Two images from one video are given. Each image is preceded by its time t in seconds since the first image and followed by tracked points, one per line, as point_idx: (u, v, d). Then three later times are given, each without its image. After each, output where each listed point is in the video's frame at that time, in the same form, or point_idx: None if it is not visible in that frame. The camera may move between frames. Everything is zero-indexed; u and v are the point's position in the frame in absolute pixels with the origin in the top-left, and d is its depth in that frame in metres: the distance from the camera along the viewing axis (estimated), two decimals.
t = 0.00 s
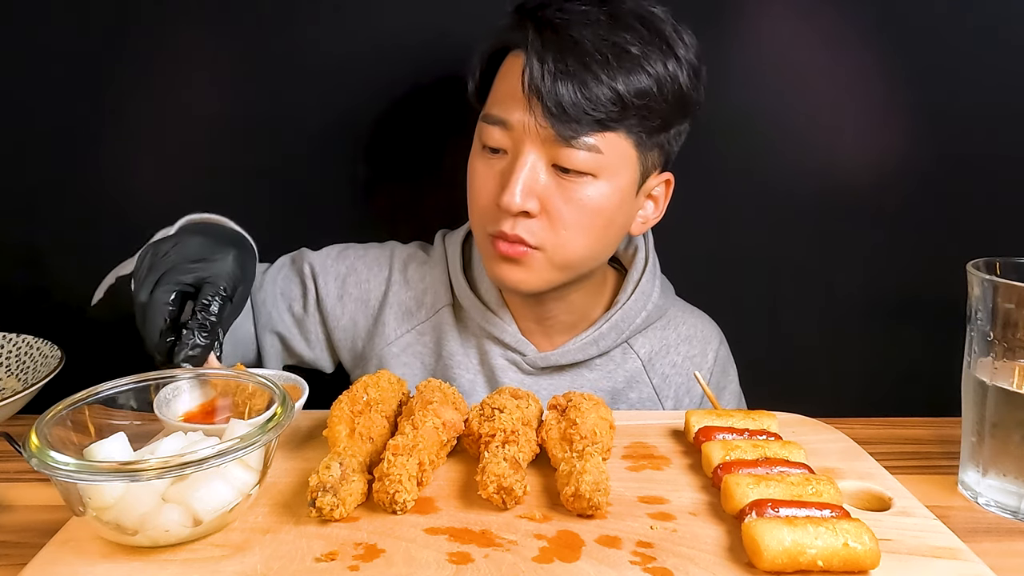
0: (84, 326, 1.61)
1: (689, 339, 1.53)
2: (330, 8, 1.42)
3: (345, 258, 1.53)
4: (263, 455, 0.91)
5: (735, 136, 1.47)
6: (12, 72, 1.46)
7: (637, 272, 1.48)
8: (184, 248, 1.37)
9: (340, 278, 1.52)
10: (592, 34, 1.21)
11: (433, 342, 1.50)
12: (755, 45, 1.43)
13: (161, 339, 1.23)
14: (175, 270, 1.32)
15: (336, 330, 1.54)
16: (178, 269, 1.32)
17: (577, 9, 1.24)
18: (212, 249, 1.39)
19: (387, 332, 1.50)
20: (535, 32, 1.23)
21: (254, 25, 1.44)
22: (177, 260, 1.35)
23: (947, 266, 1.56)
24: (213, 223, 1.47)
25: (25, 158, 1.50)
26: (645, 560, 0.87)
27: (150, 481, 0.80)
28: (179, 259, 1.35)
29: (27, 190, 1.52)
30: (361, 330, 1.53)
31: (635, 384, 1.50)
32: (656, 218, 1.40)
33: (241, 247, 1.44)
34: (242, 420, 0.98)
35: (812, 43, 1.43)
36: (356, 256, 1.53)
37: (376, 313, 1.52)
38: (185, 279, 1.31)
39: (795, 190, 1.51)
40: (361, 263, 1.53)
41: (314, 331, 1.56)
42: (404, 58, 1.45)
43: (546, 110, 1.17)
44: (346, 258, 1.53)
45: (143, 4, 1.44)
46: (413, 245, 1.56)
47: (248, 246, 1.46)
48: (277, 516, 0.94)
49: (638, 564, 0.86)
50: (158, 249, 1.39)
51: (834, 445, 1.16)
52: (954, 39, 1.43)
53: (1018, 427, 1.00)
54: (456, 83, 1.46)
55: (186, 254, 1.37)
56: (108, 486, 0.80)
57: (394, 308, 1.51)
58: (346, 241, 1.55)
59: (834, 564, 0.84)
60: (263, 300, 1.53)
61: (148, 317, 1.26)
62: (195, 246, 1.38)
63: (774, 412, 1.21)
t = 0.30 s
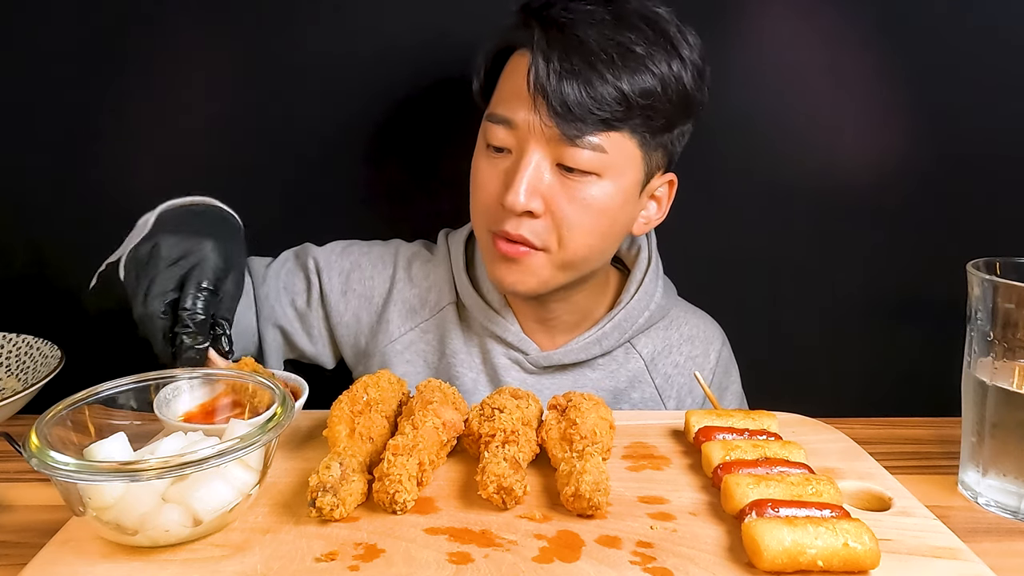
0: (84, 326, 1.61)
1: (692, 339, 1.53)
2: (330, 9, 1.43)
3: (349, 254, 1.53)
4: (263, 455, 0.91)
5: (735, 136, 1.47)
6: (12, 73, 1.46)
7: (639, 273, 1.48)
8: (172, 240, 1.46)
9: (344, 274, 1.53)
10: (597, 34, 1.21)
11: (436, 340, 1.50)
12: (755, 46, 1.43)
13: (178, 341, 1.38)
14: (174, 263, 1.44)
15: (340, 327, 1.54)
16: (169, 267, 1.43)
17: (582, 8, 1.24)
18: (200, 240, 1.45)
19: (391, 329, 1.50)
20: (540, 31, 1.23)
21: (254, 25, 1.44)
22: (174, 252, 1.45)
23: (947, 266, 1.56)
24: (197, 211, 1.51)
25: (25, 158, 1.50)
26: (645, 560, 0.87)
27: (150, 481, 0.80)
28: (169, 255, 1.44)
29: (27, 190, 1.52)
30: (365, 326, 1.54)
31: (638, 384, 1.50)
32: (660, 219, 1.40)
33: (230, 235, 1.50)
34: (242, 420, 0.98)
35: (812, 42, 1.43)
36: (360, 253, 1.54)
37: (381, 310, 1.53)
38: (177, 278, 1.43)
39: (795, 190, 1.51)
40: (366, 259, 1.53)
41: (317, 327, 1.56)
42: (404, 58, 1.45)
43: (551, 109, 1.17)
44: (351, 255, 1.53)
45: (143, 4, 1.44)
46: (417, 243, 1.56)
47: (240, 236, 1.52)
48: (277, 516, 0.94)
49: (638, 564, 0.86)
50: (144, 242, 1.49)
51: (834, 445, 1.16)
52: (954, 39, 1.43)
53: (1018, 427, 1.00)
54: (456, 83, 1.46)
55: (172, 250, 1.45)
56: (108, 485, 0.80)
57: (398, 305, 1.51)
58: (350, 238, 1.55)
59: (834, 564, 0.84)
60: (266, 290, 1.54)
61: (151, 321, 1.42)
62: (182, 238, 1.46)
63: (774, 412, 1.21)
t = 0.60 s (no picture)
0: (84, 326, 1.61)
1: (694, 339, 1.53)
2: (330, 9, 1.43)
3: (354, 251, 1.54)
4: (263, 455, 0.91)
5: (735, 136, 1.47)
6: (11, 73, 1.46)
7: (642, 273, 1.48)
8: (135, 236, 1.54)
9: (348, 271, 1.53)
10: (599, 35, 1.21)
11: (439, 339, 1.50)
12: (755, 46, 1.44)
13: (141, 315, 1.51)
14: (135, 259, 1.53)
15: (343, 324, 1.54)
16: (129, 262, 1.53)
17: (584, 9, 1.24)
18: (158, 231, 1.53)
19: (393, 326, 1.51)
20: (542, 32, 1.23)
21: (254, 26, 1.44)
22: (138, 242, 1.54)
23: (947, 266, 1.56)
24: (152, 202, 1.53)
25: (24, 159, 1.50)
26: (646, 560, 0.87)
27: (149, 481, 0.80)
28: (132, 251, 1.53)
29: (26, 190, 1.51)
30: (367, 324, 1.54)
31: (640, 383, 1.50)
32: (662, 219, 1.40)
33: (175, 220, 1.54)
34: (242, 420, 0.98)
35: (811, 43, 1.43)
36: (364, 250, 1.54)
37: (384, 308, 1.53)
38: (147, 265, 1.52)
39: (795, 190, 1.51)
40: (370, 257, 1.54)
41: (319, 322, 1.56)
42: (404, 58, 1.45)
43: (554, 110, 1.17)
44: (354, 253, 1.54)
45: (143, 5, 1.44)
46: (421, 242, 1.56)
47: (188, 222, 1.54)
48: (277, 516, 0.94)
49: (638, 564, 0.86)
50: (88, 248, 1.54)
51: (834, 445, 1.16)
52: (954, 39, 1.43)
53: (1018, 427, 1.00)
54: (456, 83, 1.46)
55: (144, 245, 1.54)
56: (108, 486, 0.80)
57: (401, 303, 1.52)
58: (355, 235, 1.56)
59: (834, 564, 0.84)
60: (269, 284, 1.53)
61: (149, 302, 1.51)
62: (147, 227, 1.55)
63: (774, 412, 1.21)
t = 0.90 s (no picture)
0: (84, 326, 1.61)
1: (694, 339, 1.53)
2: (330, 9, 1.43)
3: (354, 251, 1.53)
4: (263, 455, 0.91)
5: (735, 136, 1.47)
6: (11, 73, 1.46)
7: (642, 273, 1.48)
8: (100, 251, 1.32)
9: (349, 271, 1.52)
10: (599, 35, 1.21)
11: (439, 339, 1.50)
12: (755, 46, 1.43)
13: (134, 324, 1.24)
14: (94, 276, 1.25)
15: (343, 324, 1.52)
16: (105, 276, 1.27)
17: (584, 9, 1.24)
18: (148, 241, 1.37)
19: (393, 327, 1.50)
20: (543, 32, 1.23)
21: (254, 26, 1.44)
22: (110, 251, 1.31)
23: (947, 265, 1.56)
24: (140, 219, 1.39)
25: (24, 158, 1.50)
26: (645, 560, 0.87)
27: (150, 481, 0.80)
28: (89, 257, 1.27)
29: (26, 190, 1.51)
30: (367, 324, 1.52)
31: (640, 383, 1.50)
32: (663, 219, 1.40)
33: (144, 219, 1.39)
34: (242, 420, 0.98)
35: (812, 42, 1.43)
36: (365, 250, 1.53)
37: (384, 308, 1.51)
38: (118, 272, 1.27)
39: (796, 189, 1.51)
40: (370, 257, 1.53)
41: (318, 322, 1.54)
42: (405, 58, 1.45)
43: (555, 110, 1.17)
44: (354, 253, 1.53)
45: (143, 5, 1.44)
46: (422, 242, 1.56)
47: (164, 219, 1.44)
48: (277, 516, 0.94)
49: (638, 564, 0.86)
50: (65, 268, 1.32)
51: (834, 445, 1.16)
52: (954, 39, 1.43)
53: (1018, 427, 1.00)
54: (456, 83, 1.46)
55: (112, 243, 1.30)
56: (108, 485, 0.80)
57: (401, 303, 1.51)
58: (356, 235, 1.56)
59: (834, 564, 0.84)
60: (269, 283, 1.50)
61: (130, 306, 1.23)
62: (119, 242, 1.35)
63: (774, 412, 1.21)
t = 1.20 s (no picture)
0: (84, 327, 1.61)
1: (692, 339, 1.53)
2: (330, 9, 1.43)
3: (358, 247, 1.53)
4: (263, 455, 0.91)
5: (735, 136, 1.47)
6: (11, 73, 1.46)
7: (641, 273, 1.48)
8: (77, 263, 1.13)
9: (353, 269, 1.54)
10: (600, 25, 1.22)
11: (440, 338, 1.52)
12: (755, 46, 1.44)
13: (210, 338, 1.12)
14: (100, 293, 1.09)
15: (346, 322, 1.55)
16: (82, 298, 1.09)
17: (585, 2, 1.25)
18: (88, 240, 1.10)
19: (398, 324, 1.53)
20: (544, 23, 1.24)
21: (254, 26, 1.44)
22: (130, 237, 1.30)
23: (947, 265, 1.56)
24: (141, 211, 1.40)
25: (24, 158, 1.50)
26: (645, 560, 0.87)
27: (150, 481, 0.80)
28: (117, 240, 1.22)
29: (26, 190, 1.52)
30: (372, 321, 1.55)
31: (638, 382, 1.51)
32: (664, 210, 1.41)
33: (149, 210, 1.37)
34: (242, 420, 0.98)
35: (812, 42, 1.43)
36: (368, 247, 1.53)
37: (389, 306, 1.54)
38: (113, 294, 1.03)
39: (796, 189, 1.51)
40: (374, 255, 1.54)
41: (322, 318, 1.58)
42: (405, 58, 1.45)
43: (558, 98, 1.18)
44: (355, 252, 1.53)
45: (143, 5, 1.44)
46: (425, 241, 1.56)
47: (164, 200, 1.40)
48: (277, 516, 0.94)
49: (638, 564, 0.86)
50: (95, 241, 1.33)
51: (834, 445, 1.16)
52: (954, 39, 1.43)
53: (1018, 427, 1.00)
54: (456, 83, 1.46)
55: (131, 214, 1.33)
56: (108, 485, 0.80)
57: (405, 301, 1.53)
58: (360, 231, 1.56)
59: (834, 564, 0.84)
60: (280, 283, 1.53)
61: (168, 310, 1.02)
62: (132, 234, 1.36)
63: (774, 412, 1.21)
